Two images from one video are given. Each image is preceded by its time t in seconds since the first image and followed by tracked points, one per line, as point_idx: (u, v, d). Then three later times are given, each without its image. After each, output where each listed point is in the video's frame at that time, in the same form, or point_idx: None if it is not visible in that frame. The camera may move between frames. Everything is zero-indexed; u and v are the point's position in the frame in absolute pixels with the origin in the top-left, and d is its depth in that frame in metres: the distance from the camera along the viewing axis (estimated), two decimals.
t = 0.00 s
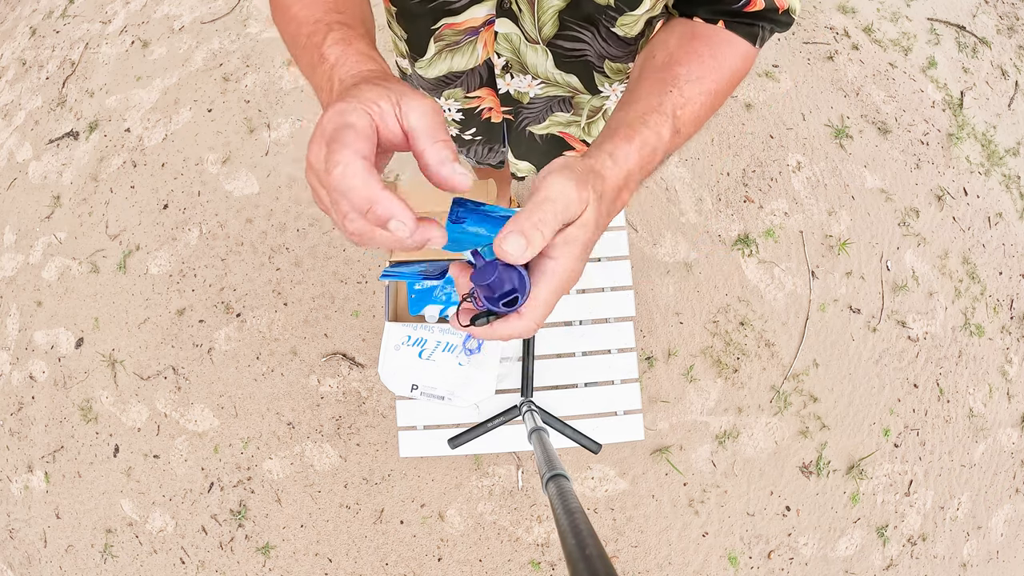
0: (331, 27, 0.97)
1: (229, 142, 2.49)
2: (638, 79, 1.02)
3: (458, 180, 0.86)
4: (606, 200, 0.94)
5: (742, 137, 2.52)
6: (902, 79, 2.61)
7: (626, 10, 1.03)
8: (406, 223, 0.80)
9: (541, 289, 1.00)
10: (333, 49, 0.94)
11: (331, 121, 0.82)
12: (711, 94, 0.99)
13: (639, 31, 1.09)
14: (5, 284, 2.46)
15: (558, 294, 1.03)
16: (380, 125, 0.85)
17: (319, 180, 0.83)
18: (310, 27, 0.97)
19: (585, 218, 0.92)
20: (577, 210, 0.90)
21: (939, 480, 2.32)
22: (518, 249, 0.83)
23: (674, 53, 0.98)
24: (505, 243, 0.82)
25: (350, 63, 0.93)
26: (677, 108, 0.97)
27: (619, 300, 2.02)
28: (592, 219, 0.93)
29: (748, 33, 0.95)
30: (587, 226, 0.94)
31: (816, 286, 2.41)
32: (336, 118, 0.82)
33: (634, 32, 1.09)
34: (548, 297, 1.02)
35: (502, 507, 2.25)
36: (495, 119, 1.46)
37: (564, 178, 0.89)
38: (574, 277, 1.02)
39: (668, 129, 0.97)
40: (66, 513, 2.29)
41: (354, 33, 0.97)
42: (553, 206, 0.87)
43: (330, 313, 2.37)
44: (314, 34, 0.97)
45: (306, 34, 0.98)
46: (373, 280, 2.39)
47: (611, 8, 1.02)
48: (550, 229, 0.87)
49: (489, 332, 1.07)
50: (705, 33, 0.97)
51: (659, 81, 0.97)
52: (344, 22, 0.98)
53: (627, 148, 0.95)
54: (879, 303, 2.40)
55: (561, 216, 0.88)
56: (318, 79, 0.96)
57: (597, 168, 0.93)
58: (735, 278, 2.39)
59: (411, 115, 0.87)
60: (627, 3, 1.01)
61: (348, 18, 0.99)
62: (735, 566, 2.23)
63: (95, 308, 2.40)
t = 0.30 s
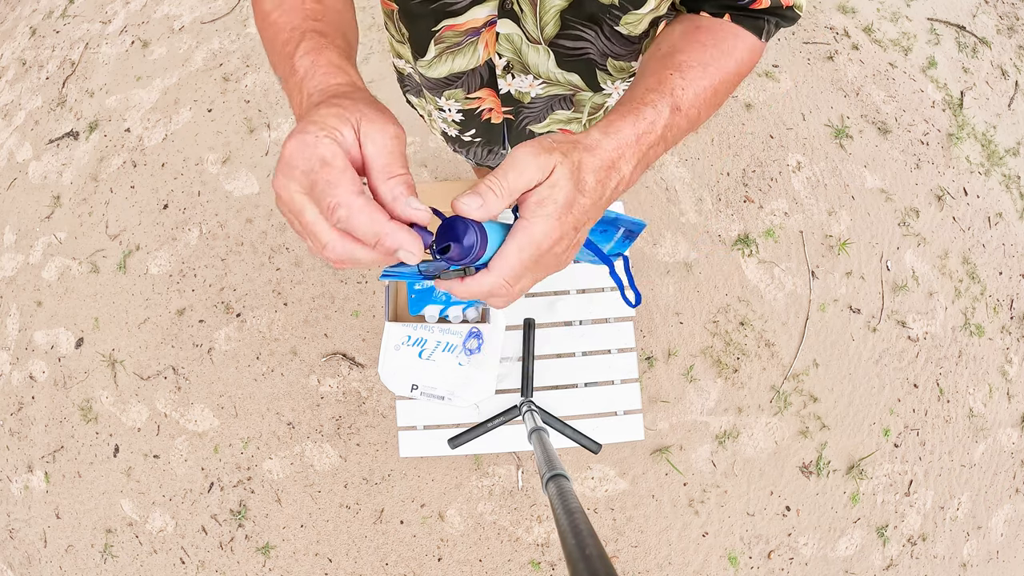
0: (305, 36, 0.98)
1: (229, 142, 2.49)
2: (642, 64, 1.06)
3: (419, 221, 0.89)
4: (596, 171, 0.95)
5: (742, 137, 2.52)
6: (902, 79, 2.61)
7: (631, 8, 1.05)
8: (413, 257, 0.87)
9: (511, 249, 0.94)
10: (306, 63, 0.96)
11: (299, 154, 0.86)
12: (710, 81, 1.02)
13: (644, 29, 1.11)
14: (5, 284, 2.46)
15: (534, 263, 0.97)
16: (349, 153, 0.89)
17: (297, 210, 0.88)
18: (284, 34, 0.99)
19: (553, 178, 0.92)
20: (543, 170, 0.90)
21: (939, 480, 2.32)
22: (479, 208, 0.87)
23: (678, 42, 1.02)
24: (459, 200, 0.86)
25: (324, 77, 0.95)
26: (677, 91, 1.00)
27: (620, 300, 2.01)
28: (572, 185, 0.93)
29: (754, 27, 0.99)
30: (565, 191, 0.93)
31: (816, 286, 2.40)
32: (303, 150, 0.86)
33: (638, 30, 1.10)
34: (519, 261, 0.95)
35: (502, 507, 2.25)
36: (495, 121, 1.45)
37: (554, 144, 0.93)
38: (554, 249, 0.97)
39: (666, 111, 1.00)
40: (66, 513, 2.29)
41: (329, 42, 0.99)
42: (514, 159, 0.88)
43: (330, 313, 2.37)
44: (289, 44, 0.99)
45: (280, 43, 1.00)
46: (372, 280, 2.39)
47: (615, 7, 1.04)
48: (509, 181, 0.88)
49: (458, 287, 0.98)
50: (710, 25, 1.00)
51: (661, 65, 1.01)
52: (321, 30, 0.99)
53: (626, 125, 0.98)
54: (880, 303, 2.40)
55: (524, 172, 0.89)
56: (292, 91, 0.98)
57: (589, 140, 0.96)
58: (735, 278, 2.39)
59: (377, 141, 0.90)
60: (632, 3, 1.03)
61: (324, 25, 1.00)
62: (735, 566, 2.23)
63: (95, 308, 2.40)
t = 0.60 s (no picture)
0: (288, 40, 0.98)
1: (229, 142, 2.49)
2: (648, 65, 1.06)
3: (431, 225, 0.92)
4: (596, 166, 0.95)
5: (742, 137, 2.52)
6: (902, 79, 2.61)
7: (632, 7, 1.05)
8: (447, 259, 0.96)
9: (506, 241, 0.94)
10: (292, 73, 0.96)
11: (318, 194, 0.85)
12: (716, 79, 1.02)
13: (646, 29, 1.11)
14: (5, 284, 2.46)
15: (531, 257, 0.96)
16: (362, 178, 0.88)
17: (325, 242, 0.90)
18: (267, 34, 0.99)
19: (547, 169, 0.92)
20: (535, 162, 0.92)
21: (939, 480, 2.32)
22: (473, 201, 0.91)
23: (685, 42, 1.03)
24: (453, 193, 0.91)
25: (310, 85, 0.95)
26: (682, 90, 1.00)
27: (619, 300, 2.01)
28: (570, 180, 0.93)
29: (759, 26, 0.99)
30: (563, 185, 0.93)
31: (816, 286, 2.41)
32: (322, 188, 0.85)
33: (640, 30, 1.11)
34: (514, 254, 0.95)
35: (502, 507, 2.25)
36: (495, 119, 1.45)
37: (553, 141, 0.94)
38: (552, 243, 0.96)
39: (671, 110, 1.00)
40: (66, 513, 2.29)
41: (313, 46, 0.99)
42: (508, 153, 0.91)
43: (330, 313, 2.37)
44: (272, 48, 0.99)
45: (266, 54, 0.99)
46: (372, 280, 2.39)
47: (616, 6, 1.04)
48: (502, 175, 0.90)
49: (457, 279, 0.99)
50: (716, 24, 1.01)
51: (667, 64, 1.02)
52: (303, 34, 0.99)
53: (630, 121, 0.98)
54: (879, 303, 2.40)
55: (518, 165, 0.90)
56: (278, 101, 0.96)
57: (591, 136, 0.96)
58: (735, 278, 2.39)
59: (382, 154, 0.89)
60: (634, 3, 1.03)
61: (308, 28, 1.00)
62: (735, 566, 2.23)
63: (95, 308, 2.40)
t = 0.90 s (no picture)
0: (299, 48, 0.98)
1: (229, 142, 2.49)
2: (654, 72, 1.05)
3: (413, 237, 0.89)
4: (607, 184, 0.95)
5: (742, 137, 2.52)
6: (902, 79, 2.61)
7: (634, 6, 1.03)
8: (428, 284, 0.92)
9: (528, 266, 0.95)
10: (304, 79, 0.96)
11: (310, 194, 0.86)
12: (724, 90, 1.01)
13: (649, 28, 1.09)
14: (5, 284, 2.46)
15: (553, 279, 0.97)
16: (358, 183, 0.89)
17: (315, 242, 0.90)
18: (277, 37, 0.99)
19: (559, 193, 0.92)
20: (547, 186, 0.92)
21: (939, 480, 2.32)
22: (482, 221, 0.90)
23: (691, 49, 1.01)
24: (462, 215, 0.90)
25: (324, 93, 0.95)
26: (690, 103, 1.00)
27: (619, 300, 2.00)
28: (583, 201, 0.93)
29: (766, 29, 0.98)
30: (577, 206, 0.93)
31: (816, 286, 2.41)
32: (315, 188, 0.86)
33: (641, 29, 1.09)
34: (535, 279, 0.95)
35: (502, 507, 2.25)
36: (497, 118, 1.46)
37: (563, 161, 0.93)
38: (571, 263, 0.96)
39: (679, 122, 0.99)
40: (66, 513, 2.29)
41: (323, 53, 0.98)
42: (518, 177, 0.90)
43: (330, 313, 2.37)
44: (283, 55, 0.98)
45: (277, 58, 0.99)
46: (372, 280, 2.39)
47: (619, 4, 1.02)
48: (512, 199, 0.90)
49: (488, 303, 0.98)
50: (722, 29, 1.00)
51: (674, 74, 1.01)
52: (312, 40, 0.99)
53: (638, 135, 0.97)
54: (879, 303, 2.40)
55: (529, 188, 0.90)
56: (290, 106, 0.97)
57: (600, 152, 0.96)
58: (735, 278, 2.39)
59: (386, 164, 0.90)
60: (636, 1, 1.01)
61: (318, 35, 1.00)
62: (735, 566, 2.23)
63: (95, 308, 2.40)
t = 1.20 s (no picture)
0: (331, 59, 0.98)
1: (229, 142, 2.49)
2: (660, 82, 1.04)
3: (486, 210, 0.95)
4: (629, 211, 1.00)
5: (742, 137, 2.52)
6: (902, 79, 2.61)
7: (635, 5, 1.03)
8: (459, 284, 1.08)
9: (568, 302, 1.09)
10: (338, 90, 0.97)
11: (380, 222, 0.95)
12: (735, 103, 1.01)
13: (650, 28, 1.09)
14: (5, 284, 2.46)
15: (591, 302, 1.09)
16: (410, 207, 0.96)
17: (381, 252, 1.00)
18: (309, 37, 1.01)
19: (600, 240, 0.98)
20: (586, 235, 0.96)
21: (939, 480, 2.32)
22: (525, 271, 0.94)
23: (698, 57, 1.00)
24: (508, 271, 0.93)
25: (360, 105, 0.96)
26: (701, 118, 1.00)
27: (619, 300, 2.01)
28: (616, 237, 1.00)
29: (771, 38, 0.96)
30: (613, 245, 1.00)
31: (816, 286, 2.40)
32: (383, 218, 0.95)
33: (643, 28, 1.09)
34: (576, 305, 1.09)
35: (502, 507, 2.25)
36: (501, 123, 1.46)
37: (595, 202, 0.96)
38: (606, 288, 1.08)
39: (691, 143, 1.01)
40: (66, 513, 2.29)
41: (351, 65, 0.98)
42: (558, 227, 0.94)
43: (330, 313, 2.38)
44: (317, 62, 1.00)
45: (313, 66, 1.00)
46: (372, 280, 2.39)
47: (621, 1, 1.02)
48: (553, 249, 0.94)
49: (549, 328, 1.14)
50: (728, 37, 0.98)
51: (682, 88, 1.00)
52: (342, 50, 0.99)
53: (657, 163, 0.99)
54: (879, 303, 2.40)
55: (570, 239, 0.95)
56: (328, 112, 0.98)
57: (622, 184, 0.98)
58: (735, 278, 2.39)
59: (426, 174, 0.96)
60: None
61: (348, 43, 1.00)
62: (735, 566, 2.23)
63: (95, 308, 2.40)
